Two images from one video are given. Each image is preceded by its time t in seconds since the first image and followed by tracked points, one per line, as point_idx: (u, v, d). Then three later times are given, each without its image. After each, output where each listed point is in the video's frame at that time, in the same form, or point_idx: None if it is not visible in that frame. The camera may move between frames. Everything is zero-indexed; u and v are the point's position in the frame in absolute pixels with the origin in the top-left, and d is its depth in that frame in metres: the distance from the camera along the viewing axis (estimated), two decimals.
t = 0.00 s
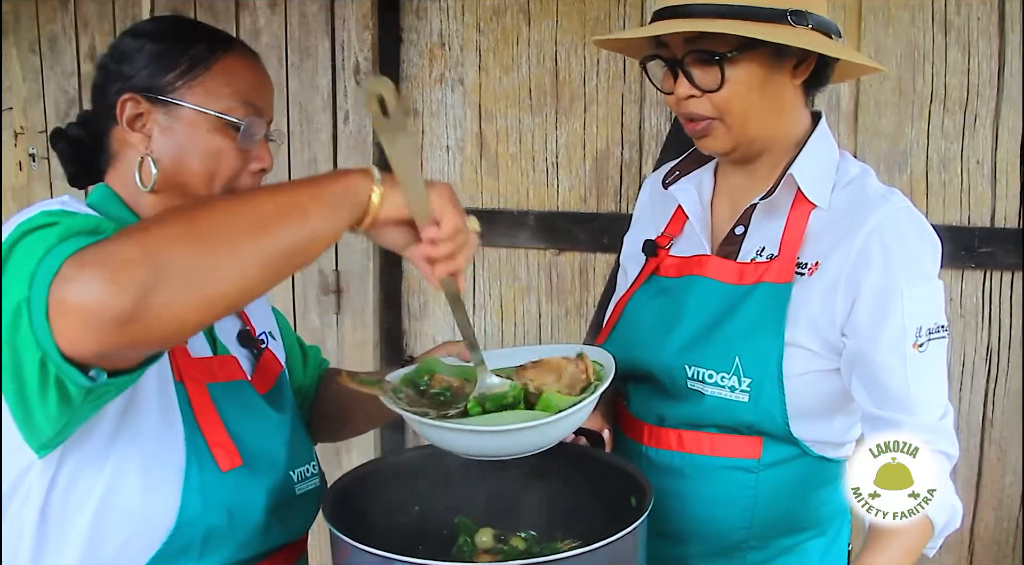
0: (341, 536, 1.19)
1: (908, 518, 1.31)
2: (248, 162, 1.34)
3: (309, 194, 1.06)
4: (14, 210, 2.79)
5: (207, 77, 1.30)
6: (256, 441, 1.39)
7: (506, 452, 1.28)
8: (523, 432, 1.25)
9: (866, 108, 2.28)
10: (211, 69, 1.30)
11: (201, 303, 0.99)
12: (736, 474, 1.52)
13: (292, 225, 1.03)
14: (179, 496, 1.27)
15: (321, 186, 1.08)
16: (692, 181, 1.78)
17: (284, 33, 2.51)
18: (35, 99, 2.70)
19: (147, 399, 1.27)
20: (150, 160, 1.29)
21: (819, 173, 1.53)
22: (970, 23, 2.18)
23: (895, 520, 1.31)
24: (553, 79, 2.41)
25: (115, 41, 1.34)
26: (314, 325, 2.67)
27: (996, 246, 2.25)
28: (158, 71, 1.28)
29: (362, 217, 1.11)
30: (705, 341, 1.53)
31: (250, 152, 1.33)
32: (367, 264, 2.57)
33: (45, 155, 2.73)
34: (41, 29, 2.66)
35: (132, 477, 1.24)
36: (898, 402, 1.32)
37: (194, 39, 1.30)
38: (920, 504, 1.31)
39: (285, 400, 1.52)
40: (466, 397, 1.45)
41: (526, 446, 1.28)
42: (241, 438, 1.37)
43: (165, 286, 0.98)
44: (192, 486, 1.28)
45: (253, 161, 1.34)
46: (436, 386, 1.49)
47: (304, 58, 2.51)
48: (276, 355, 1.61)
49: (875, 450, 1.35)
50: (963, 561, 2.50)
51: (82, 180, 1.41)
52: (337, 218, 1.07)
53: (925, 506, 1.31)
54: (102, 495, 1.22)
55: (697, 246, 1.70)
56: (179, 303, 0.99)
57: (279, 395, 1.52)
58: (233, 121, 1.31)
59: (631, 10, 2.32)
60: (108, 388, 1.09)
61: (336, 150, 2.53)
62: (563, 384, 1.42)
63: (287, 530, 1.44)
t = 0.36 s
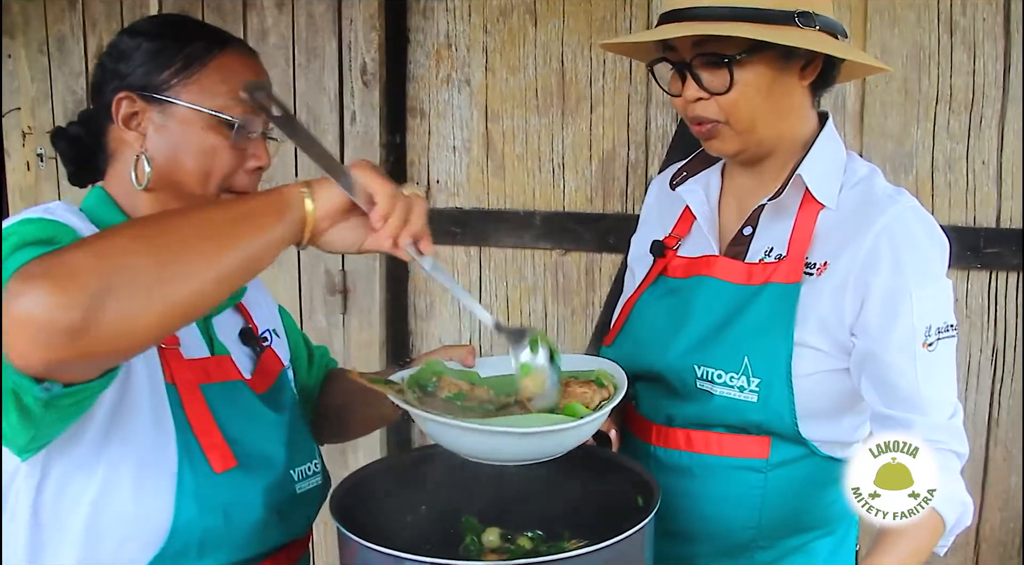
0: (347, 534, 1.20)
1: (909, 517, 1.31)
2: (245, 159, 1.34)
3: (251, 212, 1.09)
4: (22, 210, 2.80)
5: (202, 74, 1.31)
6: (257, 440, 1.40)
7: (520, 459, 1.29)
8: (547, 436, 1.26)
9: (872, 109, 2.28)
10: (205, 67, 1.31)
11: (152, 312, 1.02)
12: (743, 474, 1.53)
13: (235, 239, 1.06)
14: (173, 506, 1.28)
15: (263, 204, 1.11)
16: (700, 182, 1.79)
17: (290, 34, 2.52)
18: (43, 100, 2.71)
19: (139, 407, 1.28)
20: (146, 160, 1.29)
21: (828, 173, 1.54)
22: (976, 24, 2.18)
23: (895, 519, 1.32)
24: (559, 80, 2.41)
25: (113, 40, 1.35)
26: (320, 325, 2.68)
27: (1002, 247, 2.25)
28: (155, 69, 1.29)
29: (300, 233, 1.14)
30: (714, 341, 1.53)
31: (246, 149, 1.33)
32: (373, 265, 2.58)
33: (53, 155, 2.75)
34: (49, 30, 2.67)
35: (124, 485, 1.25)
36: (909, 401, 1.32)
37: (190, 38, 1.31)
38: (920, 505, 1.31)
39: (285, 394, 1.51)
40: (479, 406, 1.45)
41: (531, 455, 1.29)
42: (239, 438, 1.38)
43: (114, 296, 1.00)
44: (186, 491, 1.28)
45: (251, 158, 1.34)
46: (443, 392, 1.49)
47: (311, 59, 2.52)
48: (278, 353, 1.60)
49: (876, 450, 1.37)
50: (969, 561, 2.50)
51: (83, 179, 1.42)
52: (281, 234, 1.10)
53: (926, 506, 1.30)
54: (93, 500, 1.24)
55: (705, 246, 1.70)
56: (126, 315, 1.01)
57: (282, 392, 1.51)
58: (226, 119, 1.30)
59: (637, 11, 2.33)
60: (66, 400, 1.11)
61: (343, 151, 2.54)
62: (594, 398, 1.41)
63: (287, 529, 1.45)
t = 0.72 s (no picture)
0: (352, 530, 1.20)
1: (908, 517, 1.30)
2: (236, 150, 1.34)
3: (147, 223, 0.98)
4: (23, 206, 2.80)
5: (191, 65, 1.31)
6: (253, 438, 1.40)
7: (515, 447, 1.30)
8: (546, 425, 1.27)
9: (875, 106, 2.28)
10: (194, 57, 1.31)
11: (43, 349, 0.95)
12: (748, 470, 1.53)
13: (127, 258, 0.96)
14: (167, 510, 1.27)
15: (161, 209, 1.00)
16: (704, 178, 1.78)
17: (292, 30, 2.52)
18: (44, 95, 2.70)
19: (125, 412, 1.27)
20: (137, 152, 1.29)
21: (832, 169, 1.54)
22: (980, 20, 2.18)
23: (895, 519, 1.31)
24: (561, 76, 2.41)
25: (100, 31, 1.35)
26: (322, 321, 2.68)
27: (1005, 244, 2.25)
28: (142, 60, 1.29)
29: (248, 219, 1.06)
30: (718, 338, 1.53)
31: (237, 140, 1.33)
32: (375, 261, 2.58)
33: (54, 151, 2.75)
34: (50, 26, 2.67)
35: (116, 492, 1.25)
36: (913, 398, 1.32)
37: (177, 29, 1.32)
38: (920, 504, 1.30)
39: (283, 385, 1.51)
40: (479, 394, 1.45)
41: (535, 446, 1.31)
42: (234, 438, 1.38)
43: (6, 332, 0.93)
44: (179, 493, 1.28)
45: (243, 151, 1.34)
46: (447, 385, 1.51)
47: (313, 55, 2.51)
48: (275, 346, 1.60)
49: (875, 451, 1.38)
50: (970, 559, 2.50)
51: (73, 175, 1.41)
52: (186, 241, 1.00)
53: (926, 505, 1.29)
54: (84, 513, 1.23)
55: (709, 242, 1.71)
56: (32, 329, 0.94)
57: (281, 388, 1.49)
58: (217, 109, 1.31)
59: (640, 7, 2.33)
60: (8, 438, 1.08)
61: (345, 147, 2.54)
62: (593, 388, 1.40)
63: (285, 528, 1.45)
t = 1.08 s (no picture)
0: (352, 527, 1.19)
1: (909, 517, 1.29)
2: (228, 144, 1.34)
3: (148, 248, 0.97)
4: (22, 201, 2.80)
5: (182, 56, 1.30)
6: (247, 435, 1.39)
7: (516, 449, 1.28)
8: (545, 423, 1.25)
9: (878, 102, 2.27)
10: (184, 50, 1.30)
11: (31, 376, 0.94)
12: (749, 468, 1.52)
13: (121, 283, 0.95)
14: (162, 511, 1.27)
15: (163, 234, 0.99)
16: (705, 174, 1.77)
17: (292, 24, 2.50)
18: (42, 90, 2.69)
19: (120, 415, 1.26)
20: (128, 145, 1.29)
21: (836, 165, 1.52)
22: (983, 15, 2.16)
23: (896, 519, 1.30)
24: (562, 71, 2.40)
25: (89, 22, 1.33)
26: (322, 318, 2.67)
27: (1008, 240, 2.24)
28: (133, 52, 1.28)
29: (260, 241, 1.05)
30: (720, 335, 1.52)
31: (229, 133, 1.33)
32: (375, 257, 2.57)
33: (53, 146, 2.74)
34: (49, 20, 2.66)
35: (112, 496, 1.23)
36: (916, 397, 1.31)
37: (166, 20, 1.30)
38: (921, 504, 1.29)
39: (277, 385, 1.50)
40: (483, 396, 1.44)
41: (535, 443, 1.28)
42: (228, 434, 1.37)
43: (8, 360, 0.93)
44: (174, 493, 1.27)
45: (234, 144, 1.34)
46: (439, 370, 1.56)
47: (313, 49, 2.50)
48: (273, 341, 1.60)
49: (876, 450, 1.38)
50: (972, 557, 2.49)
51: (65, 169, 1.39)
52: (188, 266, 0.99)
53: (926, 505, 1.28)
54: (77, 512, 1.21)
55: (709, 238, 1.70)
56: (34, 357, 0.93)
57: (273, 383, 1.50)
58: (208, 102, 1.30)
59: (642, 2, 2.31)
60: None
61: (345, 142, 2.52)
62: (598, 383, 1.39)
63: (281, 527, 1.44)
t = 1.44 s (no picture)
0: (354, 522, 1.19)
1: (910, 517, 1.26)
2: (202, 164, 1.24)
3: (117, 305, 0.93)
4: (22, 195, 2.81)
5: (156, 68, 1.19)
6: (240, 441, 1.38)
7: (499, 403, 1.34)
8: (534, 374, 1.32)
9: (881, 100, 2.26)
10: (160, 60, 1.19)
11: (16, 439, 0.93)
12: (750, 465, 1.52)
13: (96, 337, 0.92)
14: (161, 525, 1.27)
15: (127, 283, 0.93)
16: (708, 169, 1.77)
17: (294, 20, 2.50)
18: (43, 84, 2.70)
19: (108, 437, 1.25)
20: (89, 158, 1.20)
21: (839, 162, 1.52)
22: (987, 15, 2.16)
23: (897, 519, 1.27)
24: (564, 68, 2.39)
25: (62, 10, 1.23)
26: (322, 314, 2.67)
27: (1010, 240, 2.24)
28: (104, 56, 1.18)
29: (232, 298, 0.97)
30: (722, 331, 1.52)
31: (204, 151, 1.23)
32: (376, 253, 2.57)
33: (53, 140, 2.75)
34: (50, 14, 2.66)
35: (106, 514, 1.23)
36: (918, 394, 1.31)
37: (144, 22, 1.19)
38: (921, 504, 1.27)
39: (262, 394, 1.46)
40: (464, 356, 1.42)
41: (512, 400, 1.34)
42: (219, 444, 1.35)
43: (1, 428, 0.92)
44: (174, 511, 1.27)
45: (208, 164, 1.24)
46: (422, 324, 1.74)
47: (314, 45, 2.49)
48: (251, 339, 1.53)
49: (877, 451, 1.35)
50: (971, 556, 2.49)
51: (40, 153, 1.33)
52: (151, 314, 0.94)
53: (926, 504, 1.26)
54: (72, 533, 1.21)
55: (713, 235, 1.69)
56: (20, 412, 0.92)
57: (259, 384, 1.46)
58: (179, 123, 1.20)
59: None
60: None
61: (346, 138, 2.52)
62: (567, 337, 1.49)
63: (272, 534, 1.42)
